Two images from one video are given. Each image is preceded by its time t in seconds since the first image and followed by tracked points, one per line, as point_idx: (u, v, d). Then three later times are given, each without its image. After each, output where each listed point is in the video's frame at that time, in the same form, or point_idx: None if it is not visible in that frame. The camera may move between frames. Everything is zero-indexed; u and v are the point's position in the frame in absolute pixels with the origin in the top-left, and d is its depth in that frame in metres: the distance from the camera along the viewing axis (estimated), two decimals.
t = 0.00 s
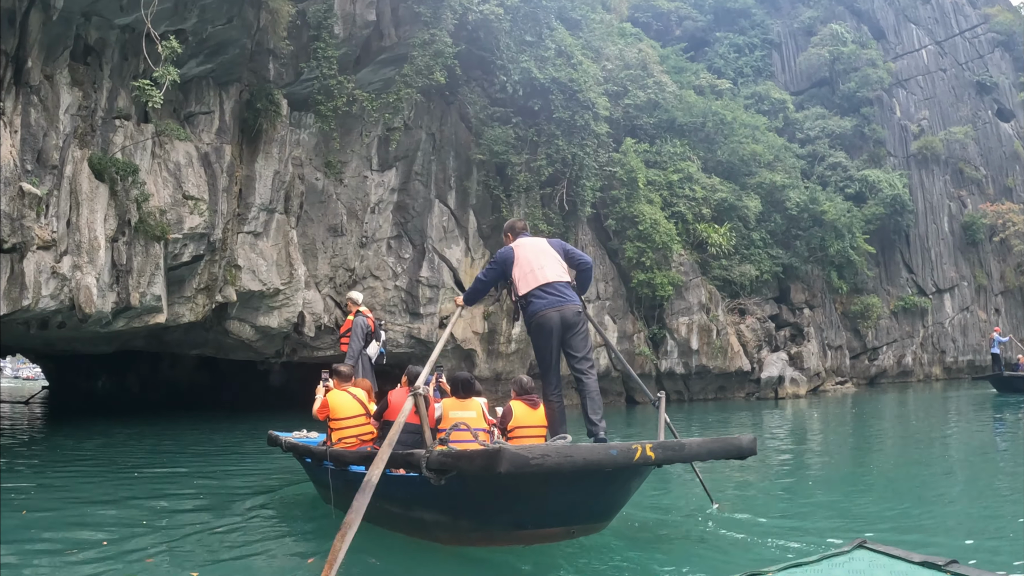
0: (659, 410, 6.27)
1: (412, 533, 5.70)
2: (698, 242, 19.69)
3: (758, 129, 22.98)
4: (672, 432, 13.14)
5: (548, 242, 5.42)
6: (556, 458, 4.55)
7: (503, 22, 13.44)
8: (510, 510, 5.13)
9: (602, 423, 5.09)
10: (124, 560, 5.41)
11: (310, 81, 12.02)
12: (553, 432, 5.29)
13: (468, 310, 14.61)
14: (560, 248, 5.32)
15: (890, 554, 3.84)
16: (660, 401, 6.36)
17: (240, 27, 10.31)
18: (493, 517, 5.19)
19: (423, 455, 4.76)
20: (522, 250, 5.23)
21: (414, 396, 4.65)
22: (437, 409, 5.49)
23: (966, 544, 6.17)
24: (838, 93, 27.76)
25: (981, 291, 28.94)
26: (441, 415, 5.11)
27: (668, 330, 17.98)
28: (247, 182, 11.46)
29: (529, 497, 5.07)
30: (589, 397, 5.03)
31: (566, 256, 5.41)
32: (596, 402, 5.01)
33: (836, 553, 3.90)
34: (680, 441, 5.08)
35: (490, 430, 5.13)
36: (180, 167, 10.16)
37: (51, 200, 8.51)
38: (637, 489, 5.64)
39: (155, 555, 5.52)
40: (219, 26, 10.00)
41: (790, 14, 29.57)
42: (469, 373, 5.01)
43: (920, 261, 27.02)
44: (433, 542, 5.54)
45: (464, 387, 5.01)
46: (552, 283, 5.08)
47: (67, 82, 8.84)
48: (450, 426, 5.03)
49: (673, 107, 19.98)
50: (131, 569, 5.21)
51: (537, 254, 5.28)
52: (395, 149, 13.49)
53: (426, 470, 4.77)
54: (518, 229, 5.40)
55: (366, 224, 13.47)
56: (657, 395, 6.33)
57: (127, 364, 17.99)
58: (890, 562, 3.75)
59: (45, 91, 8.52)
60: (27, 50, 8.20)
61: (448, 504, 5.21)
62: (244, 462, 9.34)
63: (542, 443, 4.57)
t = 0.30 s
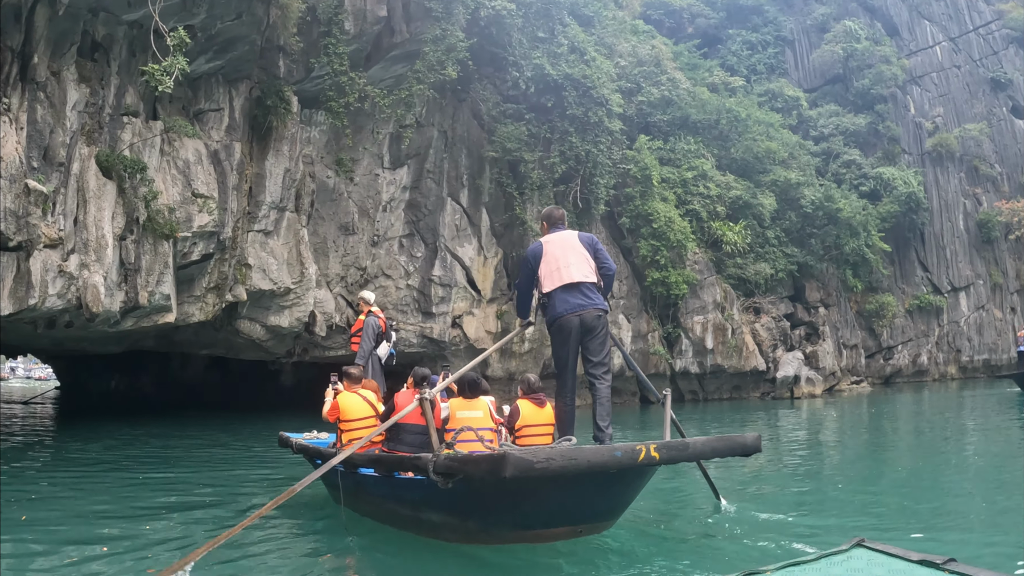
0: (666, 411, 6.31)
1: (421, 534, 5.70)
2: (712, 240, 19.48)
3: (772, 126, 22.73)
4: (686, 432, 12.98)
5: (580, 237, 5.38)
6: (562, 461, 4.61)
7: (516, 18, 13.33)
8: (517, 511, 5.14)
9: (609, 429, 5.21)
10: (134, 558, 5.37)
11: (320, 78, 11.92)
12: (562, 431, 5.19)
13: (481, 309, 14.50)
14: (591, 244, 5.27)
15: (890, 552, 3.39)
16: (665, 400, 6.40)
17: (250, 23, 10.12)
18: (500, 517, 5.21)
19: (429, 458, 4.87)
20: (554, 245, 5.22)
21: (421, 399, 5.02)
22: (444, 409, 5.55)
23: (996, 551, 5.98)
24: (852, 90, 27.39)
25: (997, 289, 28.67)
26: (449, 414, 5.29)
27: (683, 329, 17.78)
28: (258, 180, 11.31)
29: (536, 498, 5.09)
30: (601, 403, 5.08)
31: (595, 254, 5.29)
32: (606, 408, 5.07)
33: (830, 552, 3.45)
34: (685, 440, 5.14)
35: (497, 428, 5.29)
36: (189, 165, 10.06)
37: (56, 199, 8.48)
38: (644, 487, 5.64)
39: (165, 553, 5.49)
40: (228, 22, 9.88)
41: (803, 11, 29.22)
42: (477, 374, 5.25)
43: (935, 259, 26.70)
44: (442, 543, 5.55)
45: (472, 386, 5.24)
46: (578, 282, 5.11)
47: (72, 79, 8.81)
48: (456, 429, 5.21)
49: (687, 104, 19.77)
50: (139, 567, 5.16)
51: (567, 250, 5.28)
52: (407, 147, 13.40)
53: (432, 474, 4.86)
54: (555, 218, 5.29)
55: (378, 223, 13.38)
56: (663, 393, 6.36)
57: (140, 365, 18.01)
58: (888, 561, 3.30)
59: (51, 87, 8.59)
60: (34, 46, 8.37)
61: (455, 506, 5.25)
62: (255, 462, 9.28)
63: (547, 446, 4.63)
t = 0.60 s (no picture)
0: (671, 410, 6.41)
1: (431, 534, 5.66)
2: (727, 238, 19.25)
3: (786, 122, 22.47)
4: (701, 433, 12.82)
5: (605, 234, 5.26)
6: (568, 467, 4.70)
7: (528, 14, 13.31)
8: (527, 512, 5.13)
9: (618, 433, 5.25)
10: (141, 560, 5.29)
11: (331, 75, 11.80)
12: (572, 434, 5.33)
13: (494, 308, 14.37)
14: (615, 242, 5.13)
15: (888, 553, 3.44)
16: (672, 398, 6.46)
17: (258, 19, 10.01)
18: (510, 518, 5.19)
19: (439, 463, 4.92)
20: (576, 242, 5.13)
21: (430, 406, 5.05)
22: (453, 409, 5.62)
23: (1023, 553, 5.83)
24: (866, 86, 27.05)
25: (1014, 287, 28.31)
26: (458, 414, 5.35)
27: (698, 328, 17.56)
28: (268, 178, 11.22)
29: (545, 501, 5.09)
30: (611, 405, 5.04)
31: (618, 253, 5.20)
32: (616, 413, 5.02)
33: (830, 552, 3.49)
34: (690, 443, 5.31)
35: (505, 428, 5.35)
36: (198, 162, 9.96)
37: (64, 196, 8.41)
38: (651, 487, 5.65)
39: (173, 554, 5.41)
40: (237, 18, 9.75)
41: (816, 7, 28.85)
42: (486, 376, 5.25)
43: (950, 257, 26.38)
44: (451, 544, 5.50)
45: (480, 388, 5.28)
46: (595, 282, 5.01)
47: (80, 75, 8.65)
48: (465, 433, 5.30)
49: (701, 100, 19.57)
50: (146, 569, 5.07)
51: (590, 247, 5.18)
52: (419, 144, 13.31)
53: (442, 479, 4.92)
54: (581, 214, 5.21)
55: (390, 221, 13.29)
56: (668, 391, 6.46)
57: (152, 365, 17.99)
58: (886, 561, 3.35)
59: (58, 84, 8.40)
60: (40, 42, 8.16)
61: (465, 508, 5.21)
62: (266, 463, 9.18)
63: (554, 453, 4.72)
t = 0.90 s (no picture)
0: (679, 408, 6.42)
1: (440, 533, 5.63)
2: (743, 236, 19.03)
3: (801, 119, 22.20)
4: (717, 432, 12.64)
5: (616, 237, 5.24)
6: (577, 471, 4.70)
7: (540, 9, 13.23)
8: (537, 513, 5.12)
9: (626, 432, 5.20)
10: (152, 560, 5.19)
11: (342, 72, 11.74)
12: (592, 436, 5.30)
13: (507, 307, 14.25)
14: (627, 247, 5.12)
15: (886, 553, 3.31)
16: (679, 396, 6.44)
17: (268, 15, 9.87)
18: (519, 519, 5.18)
19: (449, 466, 4.90)
20: (590, 243, 5.04)
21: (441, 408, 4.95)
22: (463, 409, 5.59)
23: None
24: (880, 83, 26.70)
25: None
26: (468, 414, 5.33)
27: (713, 327, 17.36)
28: (279, 176, 11.15)
29: (555, 503, 5.09)
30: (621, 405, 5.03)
31: (628, 258, 5.19)
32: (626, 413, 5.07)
33: (828, 553, 3.36)
34: (698, 443, 5.32)
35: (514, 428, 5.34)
36: (208, 160, 9.92)
37: (70, 195, 8.33)
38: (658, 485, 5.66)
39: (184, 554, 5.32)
40: (246, 13, 9.61)
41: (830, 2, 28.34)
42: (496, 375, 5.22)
43: (966, 254, 26.08)
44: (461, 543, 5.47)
45: (490, 388, 5.26)
46: (610, 284, 4.98)
47: (87, 71, 8.58)
48: (477, 433, 5.28)
49: (715, 96, 19.36)
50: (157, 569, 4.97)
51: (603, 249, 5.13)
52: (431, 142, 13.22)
53: (452, 482, 4.87)
54: (595, 215, 5.09)
55: (402, 220, 13.20)
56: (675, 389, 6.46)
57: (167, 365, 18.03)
58: (884, 563, 3.21)
59: (65, 81, 8.34)
60: (46, 38, 8.10)
61: (475, 510, 5.19)
62: (278, 463, 9.10)
63: (563, 456, 4.72)
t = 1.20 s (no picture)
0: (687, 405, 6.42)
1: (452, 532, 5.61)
2: (758, 233, 18.83)
3: (816, 115, 21.94)
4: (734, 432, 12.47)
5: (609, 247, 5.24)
6: (588, 470, 4.70)
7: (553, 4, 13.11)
8: (548, 512, 5.10)
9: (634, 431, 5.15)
10: (161, 560, 5.13)
11: (353, 69, 11.66)
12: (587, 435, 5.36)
13: (521, 306, 14.12)
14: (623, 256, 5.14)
15: (880, 557, 3.33)
16: (688, 394, 6.42)
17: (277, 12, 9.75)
18: (531, 518, 5.15)
19: (460, 465, 4.88)
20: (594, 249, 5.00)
21: (449, 407, 4.86)
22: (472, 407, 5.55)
23: None
24: (895, 79, 26.36)
25: None
26: (478, 413, 5.29)
27: (729, 325, 17.14)
28: (289, 174, 11.06)
29: (566, 502, 5.07)
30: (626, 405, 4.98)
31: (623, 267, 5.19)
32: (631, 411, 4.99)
33: (822, 556, 3.38)
34: (706, 441, 5.30)
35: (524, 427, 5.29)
36: (217, 158, 9.89)
37: (78, 193, 8.18)
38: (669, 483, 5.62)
39: (192, 555, 5.24)
40: (255, 10, 9.46)
41: None
42: (505, 374, 5.09)
43: (982, 251, 25.76)
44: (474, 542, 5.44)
45: (500, 387, 5.11)
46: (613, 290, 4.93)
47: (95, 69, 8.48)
48: (487, 434, 5.24)
49: (730, 92, 19.14)
50: (165, 570, 4.89)
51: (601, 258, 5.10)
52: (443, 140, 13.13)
53: (463, 481, 4.85)
54: (592, 223, 5.09)
55: (414, 218, 13.10)
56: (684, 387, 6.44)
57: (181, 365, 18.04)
58: (879, 566, 3.24)
59: (71, 78, 8.21)
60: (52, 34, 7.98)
61: (487, 508, 5.17)
62: (289, 464, 9.02)
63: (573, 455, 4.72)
